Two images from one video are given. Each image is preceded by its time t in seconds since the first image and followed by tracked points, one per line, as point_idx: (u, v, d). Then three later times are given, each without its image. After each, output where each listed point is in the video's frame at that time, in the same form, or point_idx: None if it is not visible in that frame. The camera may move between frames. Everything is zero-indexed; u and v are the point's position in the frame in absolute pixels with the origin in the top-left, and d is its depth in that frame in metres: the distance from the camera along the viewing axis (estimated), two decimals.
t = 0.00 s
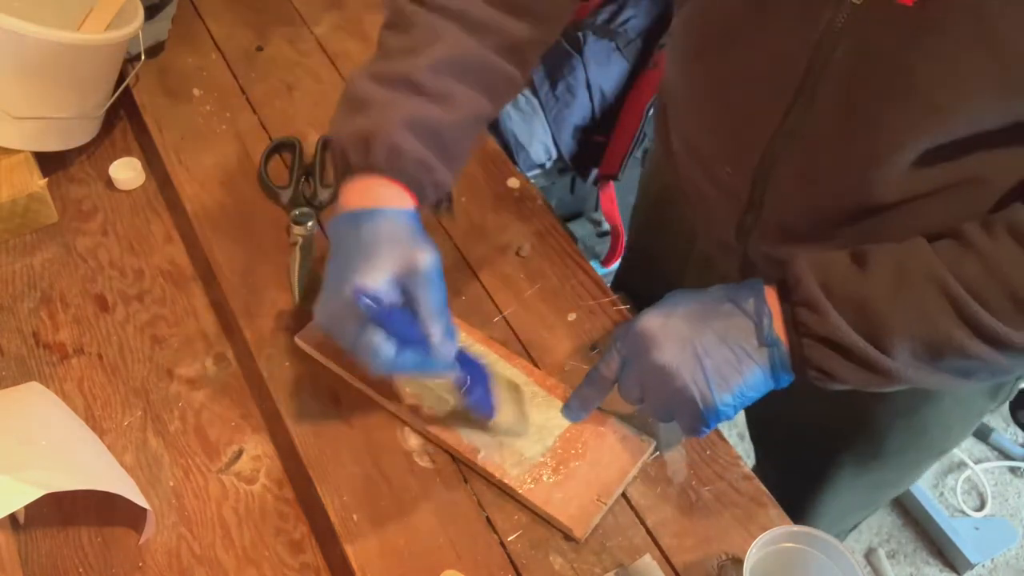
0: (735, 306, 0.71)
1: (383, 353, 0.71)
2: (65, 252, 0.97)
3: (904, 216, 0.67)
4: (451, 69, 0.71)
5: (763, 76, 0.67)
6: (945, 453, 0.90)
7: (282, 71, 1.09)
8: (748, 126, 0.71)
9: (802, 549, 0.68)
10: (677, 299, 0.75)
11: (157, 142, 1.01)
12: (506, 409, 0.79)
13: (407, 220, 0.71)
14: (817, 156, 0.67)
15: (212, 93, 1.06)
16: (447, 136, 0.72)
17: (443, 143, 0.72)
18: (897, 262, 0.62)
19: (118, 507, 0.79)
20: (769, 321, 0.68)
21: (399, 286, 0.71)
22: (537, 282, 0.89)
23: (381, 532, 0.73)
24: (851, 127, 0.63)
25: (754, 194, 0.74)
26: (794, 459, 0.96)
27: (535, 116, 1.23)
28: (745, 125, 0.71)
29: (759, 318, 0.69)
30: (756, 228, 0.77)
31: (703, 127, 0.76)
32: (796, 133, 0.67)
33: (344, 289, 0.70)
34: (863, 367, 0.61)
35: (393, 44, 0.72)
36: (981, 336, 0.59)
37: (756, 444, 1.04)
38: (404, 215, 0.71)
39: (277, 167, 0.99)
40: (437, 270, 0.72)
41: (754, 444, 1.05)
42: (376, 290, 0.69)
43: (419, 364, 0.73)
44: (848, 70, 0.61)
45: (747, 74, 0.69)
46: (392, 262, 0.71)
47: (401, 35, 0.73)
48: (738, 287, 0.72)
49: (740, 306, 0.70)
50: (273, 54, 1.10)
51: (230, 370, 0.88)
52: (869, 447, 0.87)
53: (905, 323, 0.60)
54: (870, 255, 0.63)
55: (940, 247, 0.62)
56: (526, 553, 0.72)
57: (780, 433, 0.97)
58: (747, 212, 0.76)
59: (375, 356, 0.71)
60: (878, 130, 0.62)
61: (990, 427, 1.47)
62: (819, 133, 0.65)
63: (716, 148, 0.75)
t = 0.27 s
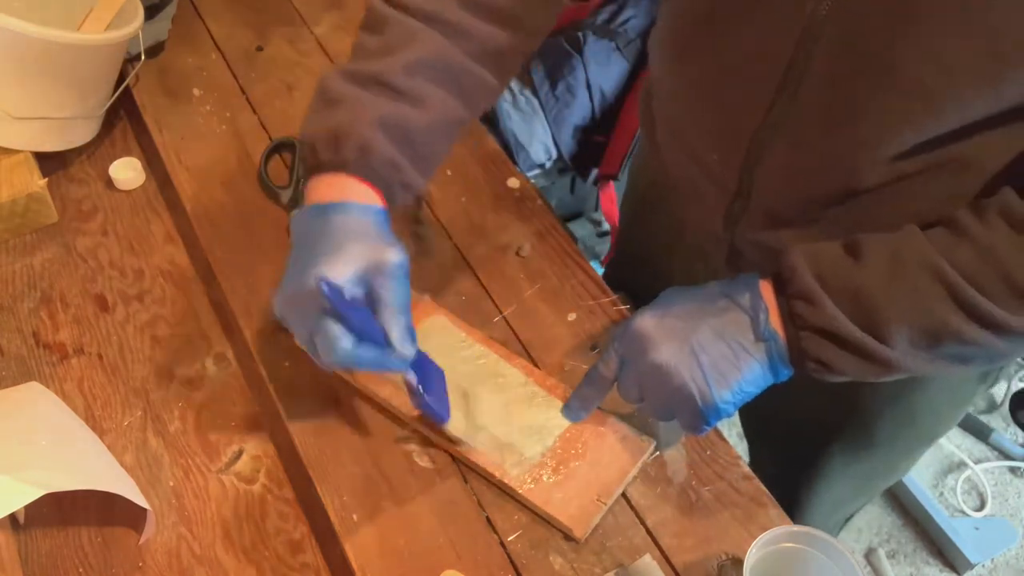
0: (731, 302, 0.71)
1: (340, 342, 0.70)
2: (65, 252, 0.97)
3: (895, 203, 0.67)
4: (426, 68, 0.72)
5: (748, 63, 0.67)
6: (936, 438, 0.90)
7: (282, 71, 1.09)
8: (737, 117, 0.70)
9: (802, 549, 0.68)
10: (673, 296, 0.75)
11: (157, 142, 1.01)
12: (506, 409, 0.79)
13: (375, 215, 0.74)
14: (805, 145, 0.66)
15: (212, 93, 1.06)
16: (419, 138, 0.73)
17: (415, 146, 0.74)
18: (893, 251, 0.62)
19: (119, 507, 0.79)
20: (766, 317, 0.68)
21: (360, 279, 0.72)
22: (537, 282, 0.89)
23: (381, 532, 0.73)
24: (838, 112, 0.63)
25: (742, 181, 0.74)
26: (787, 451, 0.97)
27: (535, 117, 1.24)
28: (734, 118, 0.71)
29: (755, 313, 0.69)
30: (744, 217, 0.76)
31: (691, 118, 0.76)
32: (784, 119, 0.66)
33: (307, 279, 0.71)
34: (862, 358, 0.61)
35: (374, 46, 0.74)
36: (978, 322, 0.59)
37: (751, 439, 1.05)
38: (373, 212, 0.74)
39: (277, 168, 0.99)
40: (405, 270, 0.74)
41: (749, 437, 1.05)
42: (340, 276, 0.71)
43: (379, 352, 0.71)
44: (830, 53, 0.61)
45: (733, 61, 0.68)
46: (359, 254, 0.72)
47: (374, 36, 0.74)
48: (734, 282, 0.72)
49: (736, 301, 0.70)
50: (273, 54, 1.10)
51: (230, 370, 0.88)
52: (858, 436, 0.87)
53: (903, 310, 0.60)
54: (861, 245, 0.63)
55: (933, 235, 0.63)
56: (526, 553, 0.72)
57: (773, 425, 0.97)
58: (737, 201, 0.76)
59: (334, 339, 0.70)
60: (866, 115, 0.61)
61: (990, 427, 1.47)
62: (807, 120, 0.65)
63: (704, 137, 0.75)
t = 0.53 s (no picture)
0: (734, 303, 0.70)
1: (382, 350, 0.72)
2: (65, 252, 0.97)
3: (894, 198, 0.67)
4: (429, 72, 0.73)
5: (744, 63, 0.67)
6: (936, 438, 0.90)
7: (282, 71, 1.09)
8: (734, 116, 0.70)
9: (802, 549, 0.68)
10: (677, 296, 0.75)
11: (157, 142, 1.01)
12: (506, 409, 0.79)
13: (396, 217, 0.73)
14: (804, 144, 0.66)
15: (212, 93, 1.06)
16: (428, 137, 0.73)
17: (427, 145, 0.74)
18: (896, 249, 0.62)
19: (119, 507, 0.79)
20: (769, 317, 0.68)
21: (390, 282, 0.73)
22: (538, 282, 0.89)
23: (381, 532, 0.73)
24: (838, 111, 0.62)
25: (742, 182, 0.73)
26: (786, 449, 0.97)
27: (535, 116, 1.24)
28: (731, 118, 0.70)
29: (759, 314, 0.68)
30: (744, 217, 0.75)
31: (688, 118, 0.75)
32: (784, 119, 0.66)
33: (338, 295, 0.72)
34: (865, 357, 0.61)
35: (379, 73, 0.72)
36: (980, 320, 0.59)
37: (750, 437, 1.05)
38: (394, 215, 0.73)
39: (277, 168, 0.99)
40: (429, 264, 0.75)
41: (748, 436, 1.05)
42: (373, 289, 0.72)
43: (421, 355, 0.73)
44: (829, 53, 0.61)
45: (730, 62, 0.68)
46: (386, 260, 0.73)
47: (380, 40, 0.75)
48: (736, 282, 0.71)
49: (739, 302, 0.70)
50: (274, 54, 1.10)
51: (230, 371, 0.88)
52: (860, 432, 0.87)
53: (906, 309, 0.60)
54: (865, 245, 0.63)
55: (935, 231, 0.62)
56: (526, 553, 0.72)
57: (772, 424, 0.97)
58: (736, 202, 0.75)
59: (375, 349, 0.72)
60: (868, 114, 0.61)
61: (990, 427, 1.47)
62: (806, 120, 0.64)
63: (701, 137, 0.74)
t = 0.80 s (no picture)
0: (736, 308, 0.70)
1: (354, 386, 0.71)
2: (65, 251, 0.97)
3: (891, 198, 0.67)
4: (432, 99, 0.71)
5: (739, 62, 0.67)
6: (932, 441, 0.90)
7: (282, 71, 1.09)
8: (729, 114, 0.70)
9: (802, 549, 0.68)
10: (678, 301, 0.75)
11: (157, 142, 1.01)
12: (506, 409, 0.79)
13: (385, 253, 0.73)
14: (799, 145, 0.66)
15: (212, 93, 1.06)
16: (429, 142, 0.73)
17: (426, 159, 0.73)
18: (897, 254, 0.62)
19: (119, 507, 0.79)
20: (771, 323, 0.67)
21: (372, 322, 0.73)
22: (538, 282, 0.89)
23: (381, 532, 0.73)
24: (832, 111, 0.63)
25: (737, 179, 0.73)
26: (782, 452, 0.97)
27: (535, 117, 1.24)
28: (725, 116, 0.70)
29: (760, 321, 0.68)
30: (739, 213, 0.76)
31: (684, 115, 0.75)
32: (779, 119, 0.66)
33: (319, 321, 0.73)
34: (867, 363, 0.62)
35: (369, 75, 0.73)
36: (982, 325, 0.59)
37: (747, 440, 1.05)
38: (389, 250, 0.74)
39: (277, 168, 0.99)
40: (419, 305, 0.74)
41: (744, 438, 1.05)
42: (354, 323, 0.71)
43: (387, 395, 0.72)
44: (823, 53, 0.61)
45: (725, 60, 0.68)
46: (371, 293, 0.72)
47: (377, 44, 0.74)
48: (738, 288, 0.71)
49: (740, 308, 0.70)
50: (273, 54, 1.10)
51: (230, 370, 0.88)
52: (855, 434, 0.87)
53: (910, 315, 0.60)
54: (868, 248, 0.63)
55: (937, 235, 0.62)
56: (526, 553, 0.72)
57: (768, 426, 0.97)
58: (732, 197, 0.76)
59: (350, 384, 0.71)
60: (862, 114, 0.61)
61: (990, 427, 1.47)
62: (801, 120, 0.65)
63: (698, 134, 0.74)
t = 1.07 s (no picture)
0: (738, 308, 0.70)
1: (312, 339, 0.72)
2: (65, 252, 0.97)
3: (893, 196, 0.66)
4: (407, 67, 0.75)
5: (738, 59, 0.67)
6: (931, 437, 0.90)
7: (282, 72, 1.09)
8: (728, 112, 0.70)
9: (802, 549, 0.67)
10: (681, 300, 0.75)
11: (157, 142, 1.01)
12: (506, 410, 0.79)
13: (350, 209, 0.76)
14: (795, 141, 0.66)
15: (211, 93, 1.06)
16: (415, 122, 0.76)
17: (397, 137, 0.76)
18: (900, 253, 0.61)
19: (119, 507, 0.79)
20: (773, 324, 0.67)
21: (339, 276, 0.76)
22: (537, 282, 0.89)
23: (381, 532, 0.73)
24: (832, 109, 0.63)
25: (738, 178, 0.73)
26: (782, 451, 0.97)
27: (535, 117, 1.22)
28: (724, 114, 0.71)
29: (763, 321, 0.68)
30: (741, 213, 0.76)
31: (683, 115, 0.75)
32: (779, 116, 0.66)
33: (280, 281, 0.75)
34: (870, 362, 0.62)
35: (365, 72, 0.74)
36: (984, 322, 0.60)
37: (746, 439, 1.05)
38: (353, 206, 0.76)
39: (277, 168, 0.99)
40: (379, 259, 0.76)
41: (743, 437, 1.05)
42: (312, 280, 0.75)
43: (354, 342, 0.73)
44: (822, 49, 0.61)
45: (723, 57, 0.68)
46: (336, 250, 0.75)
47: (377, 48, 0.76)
48: (741, 288, 0.71)
49: (743, 309, 0.70)
50: (273, 54, 1.10)
51: (229, 370, 0.88)
52: (857, 432, 0.87)
53: (914, 313, 0.60)
54: (869, 247, 0.62)
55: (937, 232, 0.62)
56: (526, 553, 0.72)
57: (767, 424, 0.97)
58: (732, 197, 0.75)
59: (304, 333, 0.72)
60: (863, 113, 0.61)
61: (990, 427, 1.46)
62: (800, 117, 0.65)
63: (698, 134, 0.74)
